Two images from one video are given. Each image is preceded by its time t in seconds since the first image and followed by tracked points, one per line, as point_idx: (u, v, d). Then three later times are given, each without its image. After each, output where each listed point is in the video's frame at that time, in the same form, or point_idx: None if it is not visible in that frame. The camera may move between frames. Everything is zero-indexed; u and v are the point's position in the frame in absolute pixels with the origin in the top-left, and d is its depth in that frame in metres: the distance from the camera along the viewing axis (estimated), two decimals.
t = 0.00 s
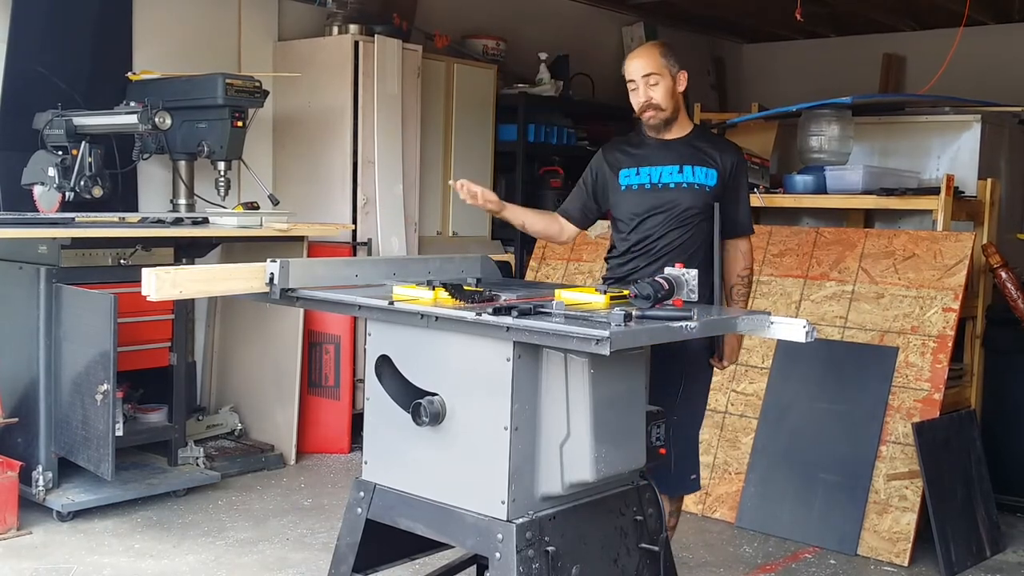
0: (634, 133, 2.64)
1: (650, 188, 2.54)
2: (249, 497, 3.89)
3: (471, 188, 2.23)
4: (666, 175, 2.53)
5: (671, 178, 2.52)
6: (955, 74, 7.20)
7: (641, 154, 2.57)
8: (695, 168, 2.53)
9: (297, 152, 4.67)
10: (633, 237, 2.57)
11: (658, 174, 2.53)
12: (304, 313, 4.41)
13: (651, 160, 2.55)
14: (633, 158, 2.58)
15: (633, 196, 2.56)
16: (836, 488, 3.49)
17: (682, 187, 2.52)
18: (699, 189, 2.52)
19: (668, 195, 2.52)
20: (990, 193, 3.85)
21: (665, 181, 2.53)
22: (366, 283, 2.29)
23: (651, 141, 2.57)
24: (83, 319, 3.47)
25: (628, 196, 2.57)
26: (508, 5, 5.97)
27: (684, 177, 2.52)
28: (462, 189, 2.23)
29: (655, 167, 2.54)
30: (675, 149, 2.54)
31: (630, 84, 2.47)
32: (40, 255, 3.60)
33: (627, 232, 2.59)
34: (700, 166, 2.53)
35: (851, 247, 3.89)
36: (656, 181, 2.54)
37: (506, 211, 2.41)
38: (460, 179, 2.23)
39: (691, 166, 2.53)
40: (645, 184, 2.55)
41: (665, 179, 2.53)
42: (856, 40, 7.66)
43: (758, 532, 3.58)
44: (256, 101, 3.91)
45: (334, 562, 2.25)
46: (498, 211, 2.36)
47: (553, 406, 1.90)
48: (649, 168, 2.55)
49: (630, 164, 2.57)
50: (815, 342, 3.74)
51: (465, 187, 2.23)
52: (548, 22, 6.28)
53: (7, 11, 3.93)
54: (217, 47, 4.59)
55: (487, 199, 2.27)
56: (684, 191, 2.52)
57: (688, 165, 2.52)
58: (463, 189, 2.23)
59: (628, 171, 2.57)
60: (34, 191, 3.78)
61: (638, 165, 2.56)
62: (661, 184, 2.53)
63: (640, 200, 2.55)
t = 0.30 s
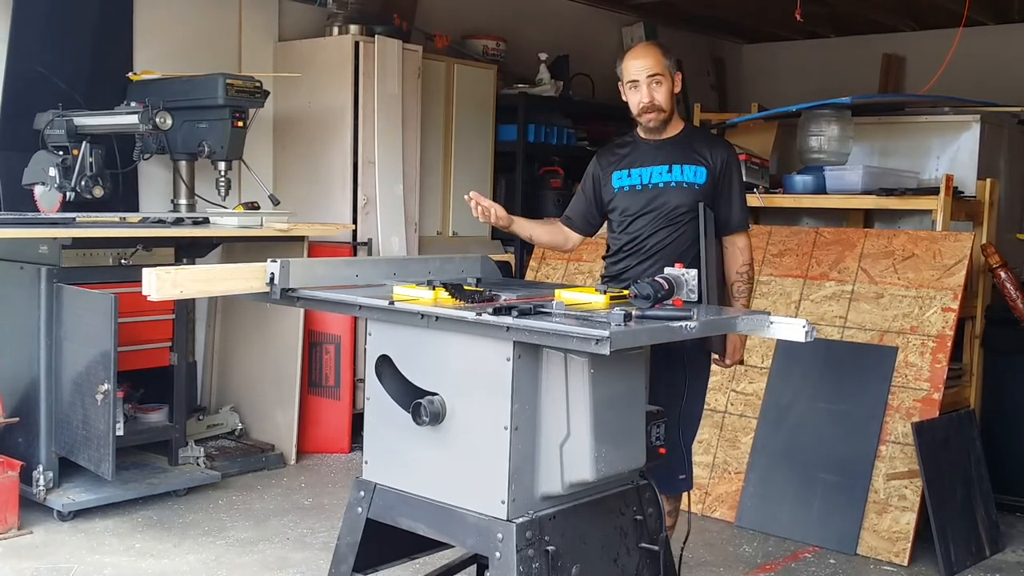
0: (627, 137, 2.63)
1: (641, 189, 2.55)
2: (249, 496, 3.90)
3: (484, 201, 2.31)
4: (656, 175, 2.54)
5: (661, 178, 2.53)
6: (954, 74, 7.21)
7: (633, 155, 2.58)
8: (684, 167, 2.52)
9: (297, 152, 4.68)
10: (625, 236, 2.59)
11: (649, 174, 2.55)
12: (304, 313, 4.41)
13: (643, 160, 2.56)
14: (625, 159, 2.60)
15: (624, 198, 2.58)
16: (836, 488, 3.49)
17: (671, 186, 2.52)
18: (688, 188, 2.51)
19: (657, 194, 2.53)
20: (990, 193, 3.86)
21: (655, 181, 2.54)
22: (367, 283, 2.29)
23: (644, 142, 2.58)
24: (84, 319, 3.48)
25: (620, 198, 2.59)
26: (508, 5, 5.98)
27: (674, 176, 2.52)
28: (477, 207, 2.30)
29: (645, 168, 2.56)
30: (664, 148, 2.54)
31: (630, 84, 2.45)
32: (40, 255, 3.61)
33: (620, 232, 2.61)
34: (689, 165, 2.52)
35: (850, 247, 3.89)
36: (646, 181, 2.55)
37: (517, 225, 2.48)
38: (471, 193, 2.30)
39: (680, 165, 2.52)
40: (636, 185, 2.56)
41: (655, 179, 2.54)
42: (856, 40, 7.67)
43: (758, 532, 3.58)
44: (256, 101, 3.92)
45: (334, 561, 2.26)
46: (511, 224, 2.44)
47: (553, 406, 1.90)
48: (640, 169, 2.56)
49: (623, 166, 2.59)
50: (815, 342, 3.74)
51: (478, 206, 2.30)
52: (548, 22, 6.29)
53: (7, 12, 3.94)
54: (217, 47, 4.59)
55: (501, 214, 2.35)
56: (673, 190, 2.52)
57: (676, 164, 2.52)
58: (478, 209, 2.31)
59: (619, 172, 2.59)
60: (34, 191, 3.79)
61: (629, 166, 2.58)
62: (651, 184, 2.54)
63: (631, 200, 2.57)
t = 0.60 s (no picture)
0: (627, 136, 2.62)
1: (640, 189, 2.55)
2: (249, 496, 3.90)
3: (489, 199, 2.30)
4: (656, 175, 2.54)
5: (661, 178, 2.53)
6: (954, 74, 7.21)
7: (633, 154, 2.58)
8: (684, 168, 2.53)
9: (297, 152, 4.68)
10: (623, 236, 2.58)
11: (649, 174, 2.55)
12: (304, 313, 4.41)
13: (642, 159, 2.56)
14: (624, 158, 2.60)
15: (623, 197, 2.58)
16: (836, 488, 3.49)
17: (670, 186, 2.53)
18: (688, 189, 2.52)
19: (657, 194, 2.53)
20: (990, 193, 3.86)
21: (655, 181, 2.54)
22: (366, 283, 2.29)
23: (643, 141, 2.58)
24: (84, 319, 3.48)
25: (618, 197, 2.59)
26: (508, 5, 5.98)
27: (674, 177, 2.53)
28: (483, 205, 2.29)
29: (645, 167, 2.56)
30: (663, 148, 2.54)
31: (633, 82, 2.45)
32: (40, 255, 3.61)
33: (618, 232, 2.60)
34: (688, 166, 2.53)
35: (850, 247, 3.89)
36: (645, 181, 2.55)
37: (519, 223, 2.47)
38: (477, 190, 2.29)
39: (680, 166, 2.53)
40: (635, 185, 2.56)
41: (654, 179, 2.54)
42: (857, 40, 7.67)
43: (758, 532, 3.58)
44: (256, 102, 3.92)
45: (334, 561, 2.26)
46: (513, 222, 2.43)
47: (553, 406, 1.91)
48: (639, 168, 2.56)
49: (622, 166, 2.59)
50: (815, 342, 3.74)
51: (484, 205, 2.29)
52: (548, 22, 6.29)
53: (7, 11, 3.94)
54: (217, 47, 4.59)
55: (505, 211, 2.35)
56: (672, 191, 2.52)
57: (676, 165, 2.53)
58: (485, 208, 2.30)
59: (619, 171, 2.59)
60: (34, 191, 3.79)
61: (628, 165, 2.58)
62: (651, 184, 2.54)
63: (631, 200, 2.56)
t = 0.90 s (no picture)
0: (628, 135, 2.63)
1: (640, 189, 2.55)
2: (249, 496, 3.90)
3: (488, 197, 2.30)
4: (656, 176, 2.54)
5: (661, 179, 2.53)
6: (954, 74, 7.21)
7: (633, 154, 2.58)
8: (685, 169, 2.53)
9: (297, 152, 4.68)
10: (622, 235, 2.58)
11: (649, 175, 2.54)
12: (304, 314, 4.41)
13: (643, 160, 2.56)
14: (624, 158, 2.59)
15: (623, 197, 2.57)
16: (836, 488, 3.49)
17: (671, 188, 2.53)
18: (688, 191, 2.52)
19: (657, 195, 2.53)
20: (990, 193, 3.85)
21: (655, 182, 2.54)
22: (366, 283, 2.29)
23: (642, 141, 2.58)
24: (84, 319, 3.48)
25: (618, 197, 2.58)
26: (508, 5, 5.98)
27: (674, 178, 2.53)
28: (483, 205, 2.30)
29: (645, 167, 2.56)
30: (663, 149, 2.54)
31: (629, 84, 2.47)
32: (40, 255, 3.61)
33: (617, 231, 2.60)
34: (689, 167, 2.53)
35: (850, 247, 3.89)
36: (646, 182, 2.55)
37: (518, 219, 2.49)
38: (476, 189, 2.29)
39: (680, 167, 2.53)
40: (635, 185, 2.56)
41: (654, 180, 2.54)
42: (857, 40, 7.67)
43: (758, 531, 3.58)
44: (256, 102, 3.92)
45: (334, 561, 2.26)
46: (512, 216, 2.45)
47: (553, 406, 1.91)
48: (640, 168, 2.56)
49: (623, 166, 2.59)
50: (815, 342, 3.74)
51: (484, 205, 2.29)
52: (548, 22, 6.29)
53: (7, 11, 3.94)
54: (217, 47, 4.59)
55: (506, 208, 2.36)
56: (672, 193, 2.52)
57: (677, 167, 2.53)
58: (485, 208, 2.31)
59: (619, 171, 2.59)
60: (34, 191, 3.79)
61: (629, 165, 2.58)
62: (651, 185, 2.54)
63: (631, 200, 2.56)
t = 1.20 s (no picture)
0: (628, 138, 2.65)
1: (636, 189, 2.56)
2: (249, 496, 3.90)
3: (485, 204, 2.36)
4: (653, 176, 2.54)
5: (658, 179, 2.54)
6: (954, 74, 7.21)
7: (631, 154, 2.58)
8: (681, 170, 2.53)
9: (297, 152, 4.68)
10: (619, 234, 2.59)
11: (646, 174, 2.55)
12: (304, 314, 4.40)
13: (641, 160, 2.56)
14: (623, 157, 2.60)
15: (620, 196, 2.58)
16: (836, 487, 3.49)
17: (667, 189, 2.53)
18: (684, 193, 2.52)
19: (654, 195, 2.53)
20: (990, 193, 3.85)
21: (652, 182, 2.54)
22: (366, 283, 2.29)
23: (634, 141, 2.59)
24: (84, 319, 3.48)
25: (615, 196, 2.59)
26: (508, 4, 5.98)
27: (670, 178, 2.53)
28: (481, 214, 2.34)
29: (643, 167, 2.56)
30: (660, 149, 2.55)
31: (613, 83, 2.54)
32: (40, 255, 3.61)
33: (615, 230, 2.60)
34: (686, 168, 2.53)
35: (850, 247, 3.89)
36: (642, 182, 2.55)
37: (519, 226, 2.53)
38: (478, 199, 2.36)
39: (678, 168, 2.53)
40: (632, 185, 2.56)
41: (651, 179, 2.54)
42: (857, 40, 7.67)
43: (758, 531, 3.58)
44: (256, 101, 3.92)
45: (334, 561, 2.26)
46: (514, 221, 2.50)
47: (553, 406, 1.90)
48: (637, 168, 2.56)
49: (621, 167, 2.59)
50: (815, 342, 3.74)
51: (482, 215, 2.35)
52: (548, 22, 6.29)
53: (7, 11, 3.94)
54: (217, 47, 4.59)
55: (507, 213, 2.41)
56: (668, 194, 2.52)
57: (674, 168, 2.53)
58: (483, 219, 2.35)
59: (617, 170, 2.59)
60: (34, 191, 3.79)
61: (627, 165, 2.58)
62: (647, 184, 2.55)
63: (627, 199, 2.56)
